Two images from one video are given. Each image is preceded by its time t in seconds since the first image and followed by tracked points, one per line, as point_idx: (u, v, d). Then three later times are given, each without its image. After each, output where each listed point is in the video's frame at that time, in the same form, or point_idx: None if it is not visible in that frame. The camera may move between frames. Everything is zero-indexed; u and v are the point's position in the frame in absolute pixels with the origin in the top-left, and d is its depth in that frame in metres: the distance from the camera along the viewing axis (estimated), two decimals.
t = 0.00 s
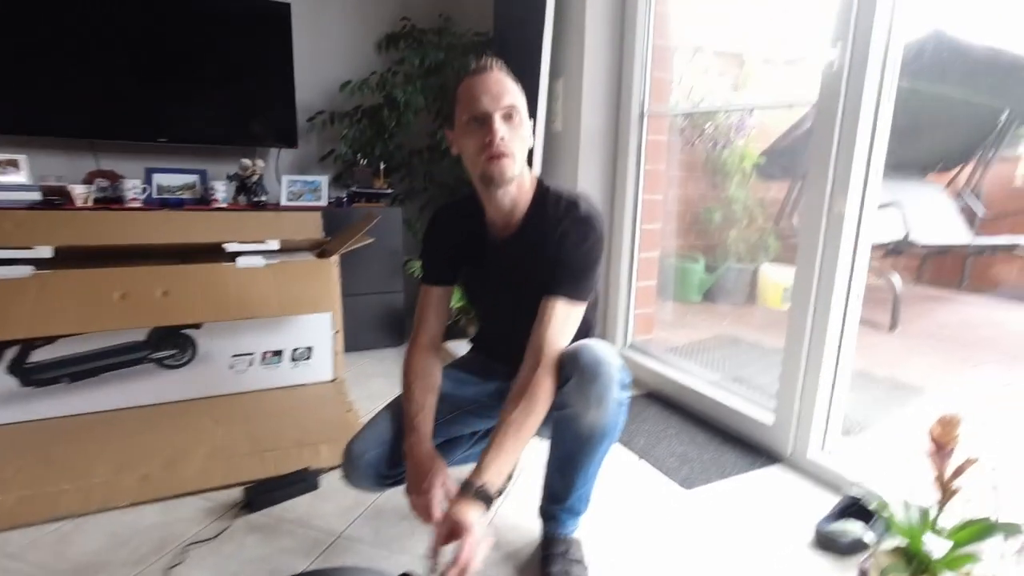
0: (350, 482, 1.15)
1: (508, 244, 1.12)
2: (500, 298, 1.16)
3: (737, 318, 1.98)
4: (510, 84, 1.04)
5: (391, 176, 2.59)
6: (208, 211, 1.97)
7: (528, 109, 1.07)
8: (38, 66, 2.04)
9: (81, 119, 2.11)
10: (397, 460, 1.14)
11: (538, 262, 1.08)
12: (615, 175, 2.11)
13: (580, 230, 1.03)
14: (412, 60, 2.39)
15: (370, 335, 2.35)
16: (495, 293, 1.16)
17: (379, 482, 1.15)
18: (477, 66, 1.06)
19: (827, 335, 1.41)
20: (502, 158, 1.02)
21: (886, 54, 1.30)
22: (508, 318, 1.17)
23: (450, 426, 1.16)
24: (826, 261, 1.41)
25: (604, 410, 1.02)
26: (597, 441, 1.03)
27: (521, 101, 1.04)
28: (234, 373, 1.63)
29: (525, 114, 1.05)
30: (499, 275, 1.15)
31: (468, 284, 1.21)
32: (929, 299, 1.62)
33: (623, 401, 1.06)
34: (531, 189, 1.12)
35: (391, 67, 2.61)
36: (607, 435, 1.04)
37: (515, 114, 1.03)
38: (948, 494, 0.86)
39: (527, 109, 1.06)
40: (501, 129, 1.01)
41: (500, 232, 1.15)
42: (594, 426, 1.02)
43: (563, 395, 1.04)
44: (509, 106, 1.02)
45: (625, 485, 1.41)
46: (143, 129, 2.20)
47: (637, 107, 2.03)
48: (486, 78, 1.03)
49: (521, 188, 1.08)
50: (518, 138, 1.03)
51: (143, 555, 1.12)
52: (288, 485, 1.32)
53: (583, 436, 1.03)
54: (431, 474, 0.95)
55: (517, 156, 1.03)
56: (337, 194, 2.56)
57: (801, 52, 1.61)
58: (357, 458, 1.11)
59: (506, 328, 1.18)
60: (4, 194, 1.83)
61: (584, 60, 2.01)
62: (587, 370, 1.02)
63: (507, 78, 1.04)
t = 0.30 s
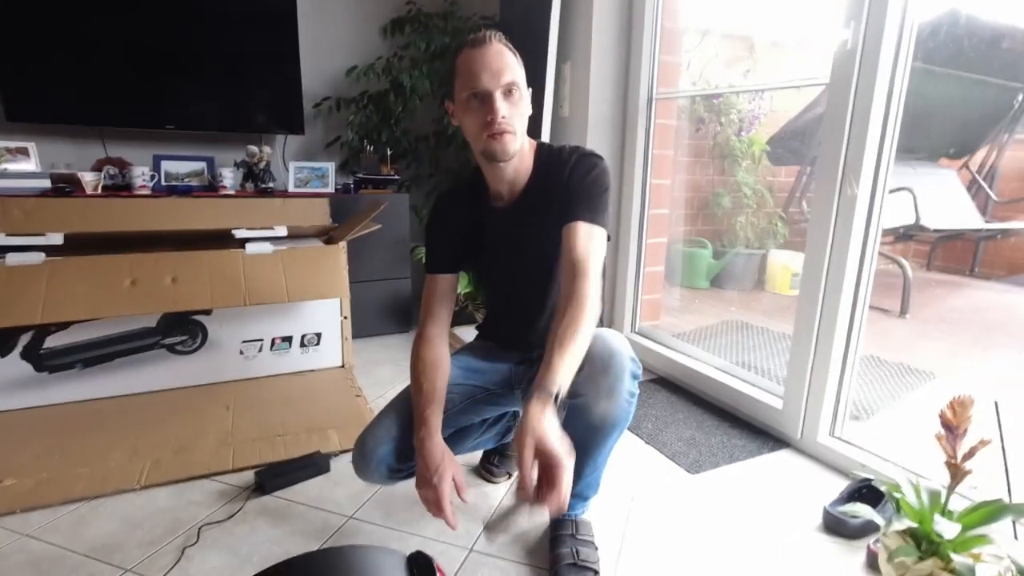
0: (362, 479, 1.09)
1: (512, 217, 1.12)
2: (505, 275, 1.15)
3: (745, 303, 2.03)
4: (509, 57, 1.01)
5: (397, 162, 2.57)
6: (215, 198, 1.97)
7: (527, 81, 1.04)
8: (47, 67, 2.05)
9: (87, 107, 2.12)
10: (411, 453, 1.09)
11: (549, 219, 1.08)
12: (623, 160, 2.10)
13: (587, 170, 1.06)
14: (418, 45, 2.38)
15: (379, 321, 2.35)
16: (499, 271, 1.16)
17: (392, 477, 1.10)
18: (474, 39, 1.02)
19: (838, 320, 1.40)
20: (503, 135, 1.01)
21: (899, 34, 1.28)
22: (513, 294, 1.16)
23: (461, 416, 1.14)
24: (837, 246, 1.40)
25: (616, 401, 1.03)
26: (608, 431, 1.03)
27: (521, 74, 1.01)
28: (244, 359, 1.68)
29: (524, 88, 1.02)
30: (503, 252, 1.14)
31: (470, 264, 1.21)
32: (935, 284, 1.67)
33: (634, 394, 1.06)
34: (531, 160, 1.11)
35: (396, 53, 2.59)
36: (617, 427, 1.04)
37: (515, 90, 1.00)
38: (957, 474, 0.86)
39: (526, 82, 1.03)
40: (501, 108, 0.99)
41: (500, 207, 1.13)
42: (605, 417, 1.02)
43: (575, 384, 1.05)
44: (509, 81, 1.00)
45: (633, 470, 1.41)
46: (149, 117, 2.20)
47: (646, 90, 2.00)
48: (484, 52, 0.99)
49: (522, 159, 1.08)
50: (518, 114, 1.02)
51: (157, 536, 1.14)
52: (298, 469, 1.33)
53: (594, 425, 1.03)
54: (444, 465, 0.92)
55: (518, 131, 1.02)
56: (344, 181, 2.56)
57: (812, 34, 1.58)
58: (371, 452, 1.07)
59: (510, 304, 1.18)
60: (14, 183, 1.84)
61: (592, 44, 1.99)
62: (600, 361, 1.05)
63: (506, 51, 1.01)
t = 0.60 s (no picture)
0: (360, 503, 1.09)
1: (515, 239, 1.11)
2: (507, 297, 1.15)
3: (747, 318, 2.02)
4: (509, 86, 1.02)
5: (400, 178, 2.59)
6: (220, 214, 1.99)
7: (528, 109, 1.06)
8: (47, 67, 2.06)
9: (96, 125, 2.15)
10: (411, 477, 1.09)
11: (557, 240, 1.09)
12: (624, 176, 2.12)
13: (594, 191, 1.10)
14: (421, 64, 2.42)
15: (380, 336, 2.36)
16: (500, 293, 1.15)
17: (392, 501, 1.10)
18: (474, 65, 1.03)
19: (837, 337, 1.40)
20: (502, 165, 1.02)
21: (895, 53, 1.29)
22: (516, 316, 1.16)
23: (458, 437, 1.15)
24: (836, 262, 1.40)
25: (619, 417, 1.01)
26: (610, 446, 1.02)
27: (520, 104, 1.03)
28: (245, 375, 1.68)
29: (524, 116, 1.04)
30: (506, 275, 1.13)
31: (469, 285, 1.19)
32: (939, 297, 1.70)
33: (638, 410, 1.05)
34: (530, 184, 1.13)
35: (400, 71, 2.63)
36: (620, 441, 1.03)
37: (515, 118, 1.02)
38: (958, 494, 0.85)
39: (526, 111, 1.05)
40: (500, 137, 1.01)
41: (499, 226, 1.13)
42: (608, 432, 1.01)
43: (578, 399, 1.04)
44: (508, 111, 1.01)
45: (632, 487, 1.41)
46: (155, 134, 2.23)
47: (646, 108, 2.01)
48: (485, 82, 1.01)
49: (521, 185, 1.10)
50: (517, 144, 1.03)
51: (155, 554, 1.14)
52: (297, 486, 1.33)
53: (597, 440, 1.01)
54: (444, 490, 0.94)
55: (517, 161, 1.03)
56: (348, 197, 2.58)
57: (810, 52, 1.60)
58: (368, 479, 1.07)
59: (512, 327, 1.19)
60: (22, 201, 1.87)
61: (593, 61, 2.01)
62: (604, 375, 1.02)
63: (508, 80, 1.02)
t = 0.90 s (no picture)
0: (383, 501, 1.11)
1: (535, 251, 1.12)
2: (526, 306, 1.16)
3: (772, 319, 2.00)
4: (535, 109, 1.01)
5: (420, 183, 2.62)
6: (245, 223, 2.04)
7: (554, 130, 1.05)
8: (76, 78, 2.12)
9: (126, 137, 2.22)
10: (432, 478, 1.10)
11: (577, 251, 1.11)
12: (642, 176, 2.10)
13: (612, 196, 1.11)
14: (439, 70, 2.45)
15: (402, 340, 2.39)
16: (519, 302, 1.17)
17: (413, 501, 1.11)
18: (502, 84, 1.02)
19: (862, 338, 1.38)
20: (521, 189, 1.03)
21: (918, 46, 1.27)
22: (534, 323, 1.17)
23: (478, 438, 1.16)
24: (860, 261, 1.37)
25: (639, 418, 1.01)
26: (630, 447, 1.02)
27: (545, 128, 1.02)
28: (271, 379, 1.71)
29: (549, 139, 1.03)
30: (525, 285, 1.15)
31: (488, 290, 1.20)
32: (971, 295, 1.70)
33: (658, 410, 1.04)
34: (554, 195, 1.12)
35: (418, 77, 2.66)
36: (640, 442, 1.03)
37: (537, 144, 1.02)
38: (988, 497, 0.83)
39: (551, 133, 1.04)
40: (521, 162, 1.01)
41: (521, 233, 1.13)
42: (629, 433, 1.01)
43: (597, 402, 1.03)
44: (532, 137, 1.01)
45: (653, 489, 1.40)
46: (182, 146, 2.30)
47: (663, 109, 2.01)
48: (509, 105, 1.00)
49: (542, 201, 1.10)
50: (539, 168, 1.03)
51: (185, 555, 1.17)
52: (322, 488, 1.35)
53: (617, 441, 1.02)
54: (464, 491, 0.95)
55: (538, 184, 1.04)
56: (368, 203, 2.62)
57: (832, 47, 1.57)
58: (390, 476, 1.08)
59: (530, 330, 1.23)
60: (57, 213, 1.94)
61: (610, 63, 2.01)
62: (623, 378, 1.02)
63: (533, 102, 1.01)
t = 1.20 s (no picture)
0: (412, 496, 1.13)
1: (563, 248, 1.12)
2: (555, 303, 1.17)
3: (802, 313, 1.98)
4: (570, 95, 1.02)
5: (445, 182, 2.64)
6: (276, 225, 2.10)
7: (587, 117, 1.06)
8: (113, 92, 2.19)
9: (162, 143, 2.29)
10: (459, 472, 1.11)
11: (609, 242, 1.10)
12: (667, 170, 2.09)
13: (638, 186, 1.10)
14: (462, 69, 2.46)
15: (430, 337, 2.42)
16: (549, 300, 1.17)
17: (440, 495, 1.13)
18: (536, 72, 1.04)
19: (896, 331, 1.35)
20: (558, 176, 1.03)
21: (954, 30, 1.23)
22: (563, 321, 1.17)
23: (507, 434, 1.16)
24: (894, 254, 1.34)
25: (667, 415, 1.01)
26: (659, 444, 1.02)
27: (580, 113, 1.03)
28: (303, 376, 1.82)
29: (584, 125, 1.04)
30: (554, 283, 1.15)
31: (517, 290, 1.21)
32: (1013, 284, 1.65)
33: (685, 406, 1.04)
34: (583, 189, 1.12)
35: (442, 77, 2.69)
36: (669, 438, 1.03)
37: (574, 128, 1.03)
38: None
39: (585, 119, 1.05)
40: (558, 147, 1.02)
41: (550, 232, 1.13)
42: (656, 430, 1.01)
43: (623, 399, 1.03)
44: (568, 121, 1.02)
45: (682, 485, 1.40)
46: (215, 150, 2.36)
47: (688, 101, 1.99)
48: (546, 90, 1.02)
49: (575, 194, 1.10)
50: (574, 154, 1.04)
51: (226, 546, 1.19)
52: (355, 483, 1.37)
53: (645, 438, 1.01)
54: (489, 484, 0.97)
55: (573, 171, 1.04)
56: (395, 202, 2.66)
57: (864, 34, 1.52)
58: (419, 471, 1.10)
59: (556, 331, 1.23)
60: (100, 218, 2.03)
61: (633, 57, 1.99)
62: (649, 375, 1.02)
63: (568, 88, 1.03)
